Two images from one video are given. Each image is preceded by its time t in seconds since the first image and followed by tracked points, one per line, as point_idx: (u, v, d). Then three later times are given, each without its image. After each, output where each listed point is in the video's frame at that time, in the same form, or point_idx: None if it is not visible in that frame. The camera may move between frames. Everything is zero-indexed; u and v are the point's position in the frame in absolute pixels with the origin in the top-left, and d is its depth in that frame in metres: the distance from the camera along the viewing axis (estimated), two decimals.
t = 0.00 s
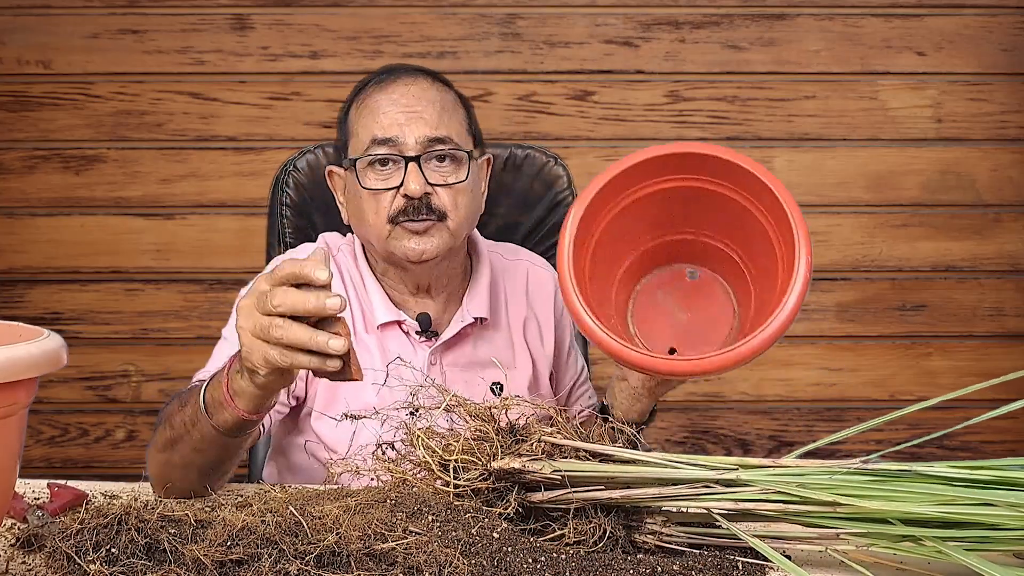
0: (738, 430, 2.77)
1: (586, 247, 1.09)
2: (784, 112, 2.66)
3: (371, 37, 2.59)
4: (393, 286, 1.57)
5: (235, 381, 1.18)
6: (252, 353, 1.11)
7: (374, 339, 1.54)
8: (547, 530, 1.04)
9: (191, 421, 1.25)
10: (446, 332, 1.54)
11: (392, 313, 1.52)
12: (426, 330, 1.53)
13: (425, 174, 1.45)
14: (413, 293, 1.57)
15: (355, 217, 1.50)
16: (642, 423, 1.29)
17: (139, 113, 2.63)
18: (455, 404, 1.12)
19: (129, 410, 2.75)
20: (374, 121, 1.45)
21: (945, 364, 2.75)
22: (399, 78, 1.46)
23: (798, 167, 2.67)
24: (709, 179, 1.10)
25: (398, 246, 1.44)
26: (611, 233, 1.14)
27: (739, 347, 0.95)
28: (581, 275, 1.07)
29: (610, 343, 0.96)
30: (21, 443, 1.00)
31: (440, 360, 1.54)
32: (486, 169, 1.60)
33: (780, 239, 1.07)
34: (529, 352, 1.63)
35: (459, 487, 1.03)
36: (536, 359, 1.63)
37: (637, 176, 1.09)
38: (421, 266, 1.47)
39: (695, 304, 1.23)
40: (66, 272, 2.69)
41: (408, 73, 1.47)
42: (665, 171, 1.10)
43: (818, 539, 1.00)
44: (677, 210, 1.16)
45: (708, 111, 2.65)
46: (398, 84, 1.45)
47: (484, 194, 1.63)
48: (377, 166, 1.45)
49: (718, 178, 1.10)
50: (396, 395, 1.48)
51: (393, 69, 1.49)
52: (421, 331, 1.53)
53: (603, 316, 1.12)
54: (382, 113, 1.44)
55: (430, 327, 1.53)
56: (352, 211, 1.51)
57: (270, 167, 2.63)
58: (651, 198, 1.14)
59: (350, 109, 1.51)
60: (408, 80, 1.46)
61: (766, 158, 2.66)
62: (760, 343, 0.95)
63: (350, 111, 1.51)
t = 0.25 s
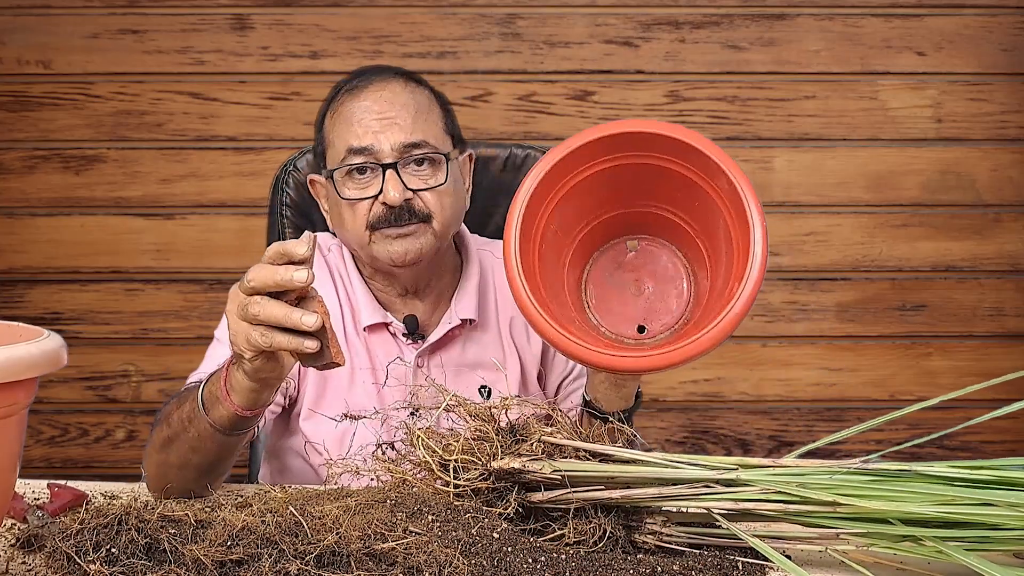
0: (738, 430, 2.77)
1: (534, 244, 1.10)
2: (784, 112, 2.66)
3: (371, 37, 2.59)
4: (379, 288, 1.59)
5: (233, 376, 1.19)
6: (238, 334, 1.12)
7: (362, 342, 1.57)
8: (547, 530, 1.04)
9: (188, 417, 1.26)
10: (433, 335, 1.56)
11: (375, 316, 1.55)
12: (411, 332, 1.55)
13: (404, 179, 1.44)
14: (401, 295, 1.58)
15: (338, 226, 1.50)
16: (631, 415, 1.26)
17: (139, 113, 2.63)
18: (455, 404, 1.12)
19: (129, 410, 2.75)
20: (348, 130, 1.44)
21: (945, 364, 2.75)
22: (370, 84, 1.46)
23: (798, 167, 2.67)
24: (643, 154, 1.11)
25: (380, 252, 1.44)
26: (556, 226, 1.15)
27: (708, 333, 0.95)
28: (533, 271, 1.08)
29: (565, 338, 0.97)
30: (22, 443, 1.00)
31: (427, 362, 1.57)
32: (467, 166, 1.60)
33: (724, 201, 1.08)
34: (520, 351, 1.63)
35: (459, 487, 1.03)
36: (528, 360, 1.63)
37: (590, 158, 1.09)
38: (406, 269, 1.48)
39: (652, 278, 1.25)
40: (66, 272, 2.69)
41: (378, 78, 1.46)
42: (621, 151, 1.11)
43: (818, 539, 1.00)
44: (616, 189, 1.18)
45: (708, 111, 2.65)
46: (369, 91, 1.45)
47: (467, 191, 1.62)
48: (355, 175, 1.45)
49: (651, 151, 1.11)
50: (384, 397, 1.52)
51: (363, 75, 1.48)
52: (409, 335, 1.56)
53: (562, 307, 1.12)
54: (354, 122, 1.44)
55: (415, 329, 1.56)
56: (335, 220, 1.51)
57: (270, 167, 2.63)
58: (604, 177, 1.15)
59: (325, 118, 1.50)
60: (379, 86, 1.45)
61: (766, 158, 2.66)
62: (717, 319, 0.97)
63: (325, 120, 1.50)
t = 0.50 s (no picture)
0: (738, 430, 2.77)
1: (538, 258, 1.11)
2: (784, 112, 2.66)
3: (371, 37, 2.59)
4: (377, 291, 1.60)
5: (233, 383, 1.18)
6: (240, 351, 1.11)
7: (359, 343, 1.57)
8: (547, 530, 1.04)
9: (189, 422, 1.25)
10: (431, 336, 1.57)
11: (373, 316, 1.55)
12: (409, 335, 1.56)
13: (409, 186, 1.44)
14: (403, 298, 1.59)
15: (344, 238, 1.50)
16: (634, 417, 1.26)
17: (139, 113, 2.63)
18: (455, 404, 1.12)
19: (129, 410, 2.75)
20: (345, 143, 1.42)
21: (945, 364, 2.75)
22: (359, 92, 1.43)
23: (798, 167, 2.67)
24: (643, 163, 1.14)
25: (395, 262, 1.45)
26: (557, 237, 1.17)
27: (714, 350, 0.97)
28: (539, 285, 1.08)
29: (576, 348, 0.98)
30: (22, 442, 1.00)
31: (425, 363, 1.57)
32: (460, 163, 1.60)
33: (727, 204, 1.11)
34: (518, 353, 1.64)
35: (459, 487, 1.03)
36: (526, 362, 1.64)
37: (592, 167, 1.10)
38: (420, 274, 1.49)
39: (649, 283, 1.29)
40: (66, 272, 2.70)
41: (365, 85, 1.44)
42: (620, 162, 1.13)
43: (818, 539, 1.00)
44: (613, 198, 1.20)
45: (708, 111, 2.65)
46: (359, 100, 1.42)
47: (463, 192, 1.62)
48: (359, 188, 1.44)
49: (651, 159, 1.13)
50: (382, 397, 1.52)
51: (348, 83, 1.45)
52: (404, 335, 1.56)
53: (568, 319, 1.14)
54: (351, 134, 1.42)
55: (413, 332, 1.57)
56: (340, 232, 1.51)
57: (270, 167, 2.63)
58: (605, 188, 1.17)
59: (314, 132, 1.48)
60: (368, 94, 1.43)
61: (766, 158, 2.66)
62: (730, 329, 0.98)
63: (315, 134, 1.48)
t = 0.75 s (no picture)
0: (738, 430, 2.77)
1: (538, 269, 1.14)
2: (784, 112, 2.66)
3: (371, 37, 2.59)
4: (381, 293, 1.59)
5: (235, 392, 1.19)
6: (246, 367, 1.12)
7: (359, 343, 1.57)
8: (546, 530, 1.04)
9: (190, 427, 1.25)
10: (430, 335, 1.57)
11: (374, 316, 1.55)
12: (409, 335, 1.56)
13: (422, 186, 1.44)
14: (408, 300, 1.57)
15: (355, 243, 1.49)
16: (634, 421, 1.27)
17: (139, 113, 2.63)
18: (455, 404, 1.12)
19: (129, 410, 2.75)
20: (355, 147, 1.42)
21: (945, 364, 2.75)
22: (364, 96, 1.43)
23: (798, 167, 2.67)
24: (645, 177, 1.16)
25: (412, 264, 1.45)
26: (559, 248, 1.19)
27: (709, 374, 1.01)
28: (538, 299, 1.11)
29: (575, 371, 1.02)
30: (22, 442, 1.00)
31: (426, 362, 1.58)
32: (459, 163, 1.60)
33: (728, 222, 1.13)
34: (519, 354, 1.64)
35: (459, 487, 1.03)
36: (527, 363, 1.63)
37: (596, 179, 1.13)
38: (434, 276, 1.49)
39: (650, 294, 1.29)
40: (66, 272, 2.70)
41: (369, 89, 1.44)
42: (623, 176, 1.15)
43: (818, 539, 1.00)
44: (617, 209, 1.22)
45: (708, 111, 2.65)
46: (365, 103, 1.42)
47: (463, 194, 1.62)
48: (371, 192, 1.43)
49: (654, 174, 1.15)
50: (383, 397, 1.53)
51: (351, 87, 1.45)
52: (404, 334, 1.57)
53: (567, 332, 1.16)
54: (361, 138, 1.42)
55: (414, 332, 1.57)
56: (350, 238, 1.50)
57: (269, 167, 2.63)
58: (608, 200, 1.19)
59: (319, 138, 1.47)
60: (373, 97, 1.43)
61: (766, 158, 2.66)
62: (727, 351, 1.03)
63: (319, 140, 1.47)
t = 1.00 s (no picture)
0: (738, 430, 2.77)
1: (533, 272, 1.15)
2: (784, 112, 2.66)
3: (371, 37, 2.59)
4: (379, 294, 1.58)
5: (230, 386, 1.18)
6: (235, 359, 1.12)
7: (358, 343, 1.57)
8: (546, 530, 1.04)
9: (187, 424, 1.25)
10: (429, 335, 1.57)
11: (372, 316, 1.55)
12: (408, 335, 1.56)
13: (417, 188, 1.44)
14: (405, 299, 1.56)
15: (351, 244, 1.49)
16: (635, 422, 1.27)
17: (139, 113, 2.63)
18: (455, 404, 1.12)
19: (129, 410, 2.75)
20: (350, 148, 1.42)
21: (945, 364, 2.76)
22: (360, 97, 1.43)
23: (798, 167, 2.67)
24: (641, 180, 1.16)
25: (408, 266, 1.45)
26: (555, 250, 1.20)
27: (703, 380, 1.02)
28: (530, 300, 1.12)
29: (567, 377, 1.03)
30: (22, 442, 1.00)
31: (425, 362, 1.58)
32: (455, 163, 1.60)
33: (723, 225, 1.13)
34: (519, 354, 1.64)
35: (459, 487, 1.03)
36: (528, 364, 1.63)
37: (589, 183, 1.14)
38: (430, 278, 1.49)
39: (649, 295, 1.30)
40: (66, 272, 2.70)
41: (365, 90, 1.44)
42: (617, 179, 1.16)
43: (818, 539, 1.00)
44: (614, 211, 1.22)
45: (708, 111, 2.65)
46: (360, 104, 1.42)
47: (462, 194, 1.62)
48: (366, 193, 1.43)
49: (647, 178, 1.16)
50: (382, 397, 1.52)
51: (347, 87, 1.45)
52: (404, 334, 1.57)
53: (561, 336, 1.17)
54: (356, 138, 1.41)
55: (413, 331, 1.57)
56: (346, 239, 1.49)
57: (269, 167, 2.63)
58: (604, 203, 1.20)
59: (315, 138, 1.47)
60: (369, 97, 1.43)
61: (766, 158, 2.66)
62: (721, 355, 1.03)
63: (316, 140, 1.47)
